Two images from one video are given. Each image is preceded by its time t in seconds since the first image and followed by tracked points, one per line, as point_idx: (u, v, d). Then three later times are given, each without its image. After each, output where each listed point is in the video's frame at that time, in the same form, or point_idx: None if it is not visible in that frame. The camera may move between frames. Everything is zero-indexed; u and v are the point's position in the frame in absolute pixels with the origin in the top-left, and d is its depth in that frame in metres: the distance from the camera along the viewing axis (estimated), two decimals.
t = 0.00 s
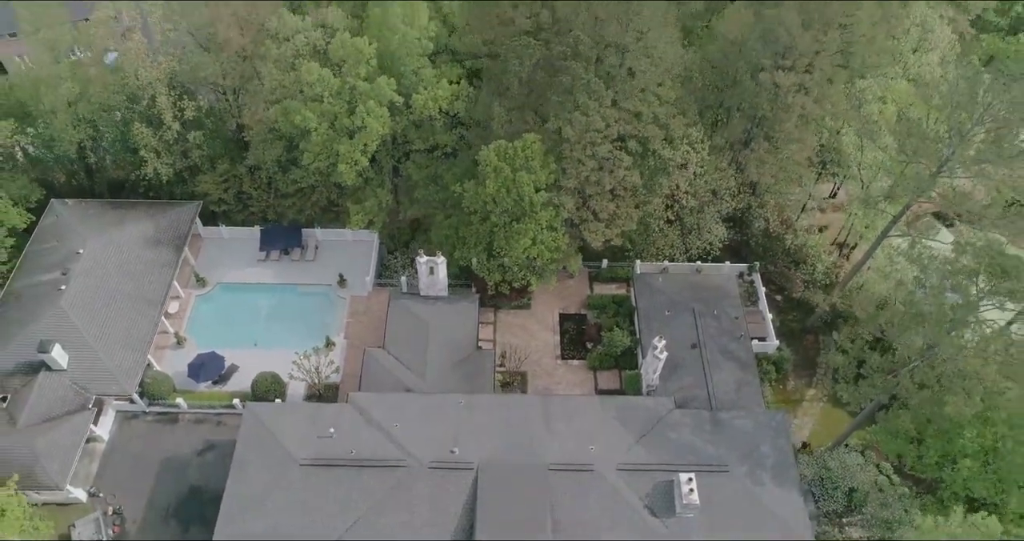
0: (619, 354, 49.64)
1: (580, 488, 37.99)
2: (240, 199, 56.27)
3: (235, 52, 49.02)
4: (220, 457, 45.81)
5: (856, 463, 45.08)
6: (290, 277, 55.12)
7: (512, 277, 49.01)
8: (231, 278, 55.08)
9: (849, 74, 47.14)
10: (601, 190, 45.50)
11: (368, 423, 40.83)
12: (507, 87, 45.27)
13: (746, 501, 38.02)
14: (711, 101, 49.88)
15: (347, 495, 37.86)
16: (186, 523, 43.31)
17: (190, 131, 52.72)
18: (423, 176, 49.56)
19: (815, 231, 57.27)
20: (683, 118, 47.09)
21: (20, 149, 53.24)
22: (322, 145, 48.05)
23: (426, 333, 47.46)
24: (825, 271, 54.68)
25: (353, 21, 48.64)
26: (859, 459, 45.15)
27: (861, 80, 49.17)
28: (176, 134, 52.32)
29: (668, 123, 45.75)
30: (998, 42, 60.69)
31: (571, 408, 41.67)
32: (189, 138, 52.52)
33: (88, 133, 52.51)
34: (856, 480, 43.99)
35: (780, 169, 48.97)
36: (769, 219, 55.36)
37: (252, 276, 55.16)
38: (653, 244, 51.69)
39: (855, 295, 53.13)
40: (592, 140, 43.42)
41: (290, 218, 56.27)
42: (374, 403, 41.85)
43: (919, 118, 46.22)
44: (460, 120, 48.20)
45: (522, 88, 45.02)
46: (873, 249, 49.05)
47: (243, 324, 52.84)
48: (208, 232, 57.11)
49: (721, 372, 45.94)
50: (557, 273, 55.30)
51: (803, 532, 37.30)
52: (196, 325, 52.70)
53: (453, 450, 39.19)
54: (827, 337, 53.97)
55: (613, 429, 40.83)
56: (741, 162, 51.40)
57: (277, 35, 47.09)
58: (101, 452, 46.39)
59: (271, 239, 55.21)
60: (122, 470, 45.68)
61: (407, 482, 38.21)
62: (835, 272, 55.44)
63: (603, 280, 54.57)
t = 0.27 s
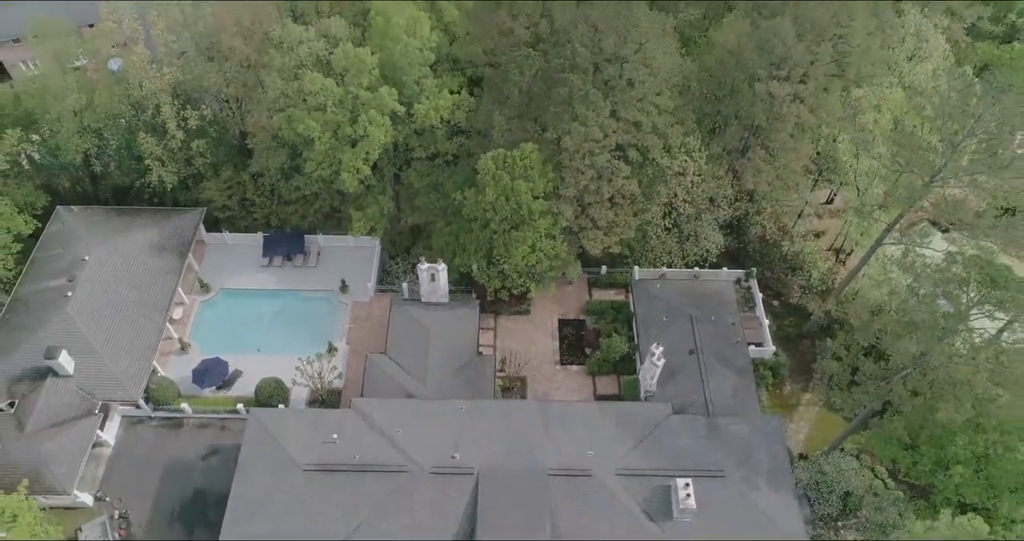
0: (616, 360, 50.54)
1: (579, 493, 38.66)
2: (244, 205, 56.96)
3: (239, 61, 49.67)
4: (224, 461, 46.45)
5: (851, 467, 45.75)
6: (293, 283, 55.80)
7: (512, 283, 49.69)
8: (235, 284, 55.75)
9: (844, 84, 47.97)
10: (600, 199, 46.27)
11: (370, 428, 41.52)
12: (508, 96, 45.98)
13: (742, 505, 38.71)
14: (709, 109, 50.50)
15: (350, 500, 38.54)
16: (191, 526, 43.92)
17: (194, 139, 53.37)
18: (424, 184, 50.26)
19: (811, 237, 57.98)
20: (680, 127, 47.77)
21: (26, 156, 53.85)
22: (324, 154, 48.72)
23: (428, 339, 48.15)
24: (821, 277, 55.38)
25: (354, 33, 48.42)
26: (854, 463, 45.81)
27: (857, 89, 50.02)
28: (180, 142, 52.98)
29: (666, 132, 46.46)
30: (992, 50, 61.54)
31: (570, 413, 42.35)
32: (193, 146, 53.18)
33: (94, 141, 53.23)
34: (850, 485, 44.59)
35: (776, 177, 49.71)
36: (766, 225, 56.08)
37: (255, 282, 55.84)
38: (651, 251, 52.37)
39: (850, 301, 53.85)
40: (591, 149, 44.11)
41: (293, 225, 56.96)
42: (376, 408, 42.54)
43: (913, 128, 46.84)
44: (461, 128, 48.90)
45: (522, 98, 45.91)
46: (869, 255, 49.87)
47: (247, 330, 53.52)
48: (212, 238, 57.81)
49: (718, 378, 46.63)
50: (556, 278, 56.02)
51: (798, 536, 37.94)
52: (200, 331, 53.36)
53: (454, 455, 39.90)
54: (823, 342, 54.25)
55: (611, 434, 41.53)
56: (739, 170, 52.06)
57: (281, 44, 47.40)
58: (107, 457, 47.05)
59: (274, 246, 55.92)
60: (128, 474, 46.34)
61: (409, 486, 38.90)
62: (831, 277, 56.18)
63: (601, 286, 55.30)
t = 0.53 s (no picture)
0: (615, 359, 51.39)
1: (577, 491, 39.58)
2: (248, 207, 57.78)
3: (243, 66, 50.44)
4: (230, 459, 47.37)
5: (844, 466, 46.69)
6: (297, 284, 56.68)
7: (512, 285, 50.55)
8: (239, 284, 56.63)
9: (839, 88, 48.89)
10: (599, 202, 46.98)
11: (374, 428, 42.46)
12: (508, 102, 46.77)
13: (737, 503, 39.64)
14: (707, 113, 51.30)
15: (354, 498, 39.47)
16: (198, 523, 44.85)
17: (199, 142, 54.14)
18: (426, 187, 51.13)
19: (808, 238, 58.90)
20: (677, 131, 48.56)
21: (33, 159, 54.72)
22: (328, 158, 49.51)
23: (430, 340, 49.04)
24: (817, 278, 56.28)
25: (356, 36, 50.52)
26: (847, 462, 46.75)
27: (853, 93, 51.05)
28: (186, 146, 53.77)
29: (665, 137, 47.25)
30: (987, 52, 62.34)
31: (569, 413, 43.26)
32: (198, 149, 53.96)
33: (100, 145, 54.00)
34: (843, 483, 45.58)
35: (773, 180, 50.51)
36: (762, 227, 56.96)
37: (259, 283, 56.72)
38: (649, 252, 53.27)
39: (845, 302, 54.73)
40: (590, 154, 44.82)
41: (296, 226, 57.80)
42: (379, 408, 43.48)
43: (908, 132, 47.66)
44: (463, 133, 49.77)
45: (522, 103, 46.67)
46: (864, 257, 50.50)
47: (252, 330, 54.41)
48: (217, 239, 58.68)
49: (715, 378, 47.52)
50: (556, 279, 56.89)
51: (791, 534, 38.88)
52: (205, 331, 54.25)
53: (456, 455, 40.85)
54: (818, 342, 55.25)
55: (609, 434, 42.45)
56: (736, 173, 52.86)
57: (285, 50, 48.08)
58: (115, 455, 47.98)
59: (278, 247, 56.76)
60: (136, 472, 47.28)
61: (412, 485, 39.83)
62: (826, 278, 57.13)
63: (601, 286, 56.16)
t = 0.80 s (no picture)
0: (614, 347, 52.36)
1: (576, 477, 40.68)
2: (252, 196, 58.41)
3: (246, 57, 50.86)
4: (238, 444, 48.47)
5: (837, 451, 47.78)
6: (301, 272, 57.49)
7: (514, 274, 51.34)
8: (245, 272, 57.44)
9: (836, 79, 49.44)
10: (600, 192, 47.11)
11: (379, 415, 43.55)
12: (510, 94, 47.28)
13: (732, 487, 40.76)
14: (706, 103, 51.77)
15: (359, 483, 40.62)
16: (208, 507, 45.99)
17: (203, 132, 54.64)
18: (429, 177, 51.86)
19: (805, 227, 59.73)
20: (677, 122, 49.06)
21: (39, 149, 55.23)
22: (332, 149, 50.05)
23: (433, 327, 49.95)
24: (814, 266, 57.15)
25: (358, 27, 51.36)
26: (840, 447, 47.85)
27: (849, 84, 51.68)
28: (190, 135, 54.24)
29: (665, 129, 47.78)
30: (985, 41, 62.91)
31: (569, 401, 44.28)
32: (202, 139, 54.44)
33: (105, 135, 54.52)
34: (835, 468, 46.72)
35: (771, 170, 51.06)
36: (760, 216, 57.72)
37: (265, 271, 57.53)
38: (649, 241, 53.95)
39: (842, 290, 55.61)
40: (590, 146, 45.21)
41: (300, 215, 58.51)
42: (384, 396, 44.54)
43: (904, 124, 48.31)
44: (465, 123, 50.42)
45: (523, 95, 47.23)
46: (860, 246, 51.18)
47: (257, 317, 55.29)
48: (221, 228, 59.42)
49: (712, 366, 48.47)
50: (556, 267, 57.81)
51: (784, 518, 40.03)
52: (211, 319, 55.12)
53: (458, 441, 41.96)
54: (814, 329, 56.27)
55: (608, 421, 43.51)
56: (734, 163, 53.42)
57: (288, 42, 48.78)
58: (126, 440, 49.07)
59: (283, 236, 57.51)
60: (146, 457, 48.39)
61: (416, 470, 40.94)
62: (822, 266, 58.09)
63: (600, 274, 57.01)
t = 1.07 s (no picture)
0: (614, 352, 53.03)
1: (576, 481, 41.40)
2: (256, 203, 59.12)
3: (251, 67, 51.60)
4: (243, 449, 49.17)
5: (834, 455, 48.47)
6: (305, 278, 58.25)
7: (514, 280, 52.05)
8: (249, 278, 58.21)
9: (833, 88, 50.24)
10: (599, 200, 47.87)
11: (382, 421, 44.27)
12: (511, 104, 47.99)
13: (729, 492, 41.47)
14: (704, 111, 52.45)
15: (363, 488, 41.36)
16: (213, 511, 46.66)
17: (208, 140, 55.36)
18: (431, 186, 52.64)
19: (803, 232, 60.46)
20: (675, 132, 49.80)
21: (46, 157, 55.92)
22: (335, 157, 50.72)
23: (435, 334, 50.70)
24: (811, 272, 57.88)
25: (360, 38, 51.97)
26: (836, 451, 48.57)
27: (846, 92, 52.50)
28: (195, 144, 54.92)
29: (663, 138, 48.50)
30: (980, 49, 63.79)
31: (570, 406, 44.99)
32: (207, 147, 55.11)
33: (112, 144, 55.25)
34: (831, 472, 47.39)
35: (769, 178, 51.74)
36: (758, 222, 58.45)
37: (268, 277, 58.30)
38: (648, 247, 54.64)
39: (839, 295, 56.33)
40: (590, 156, 45.96)
41: (303, 222, 59.23)
42: (387, 402, 45.24)
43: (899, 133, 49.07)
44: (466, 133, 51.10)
45: (524, 106, 47.96)
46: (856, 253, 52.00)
47: (261, 323, 56.03)
48: (226, 234, 60.16)
49: (710, 371, 49.19)
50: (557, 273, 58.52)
51: (781, 522, 40.75)
52: (216, 325, 55.89)
53: (460, 447, 42.70)
54: (811, 334, 57.06)
55: (608, 426, 44.22)
56: (732, 171, 54.15)
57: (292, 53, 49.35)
58: (132, 445, 49.77)
59: (286, 242, 58.29)
60: (153, 461, 49.10)
61: (418, 475, 41.68)
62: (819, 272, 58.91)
63: (600, 280, 57.74)
